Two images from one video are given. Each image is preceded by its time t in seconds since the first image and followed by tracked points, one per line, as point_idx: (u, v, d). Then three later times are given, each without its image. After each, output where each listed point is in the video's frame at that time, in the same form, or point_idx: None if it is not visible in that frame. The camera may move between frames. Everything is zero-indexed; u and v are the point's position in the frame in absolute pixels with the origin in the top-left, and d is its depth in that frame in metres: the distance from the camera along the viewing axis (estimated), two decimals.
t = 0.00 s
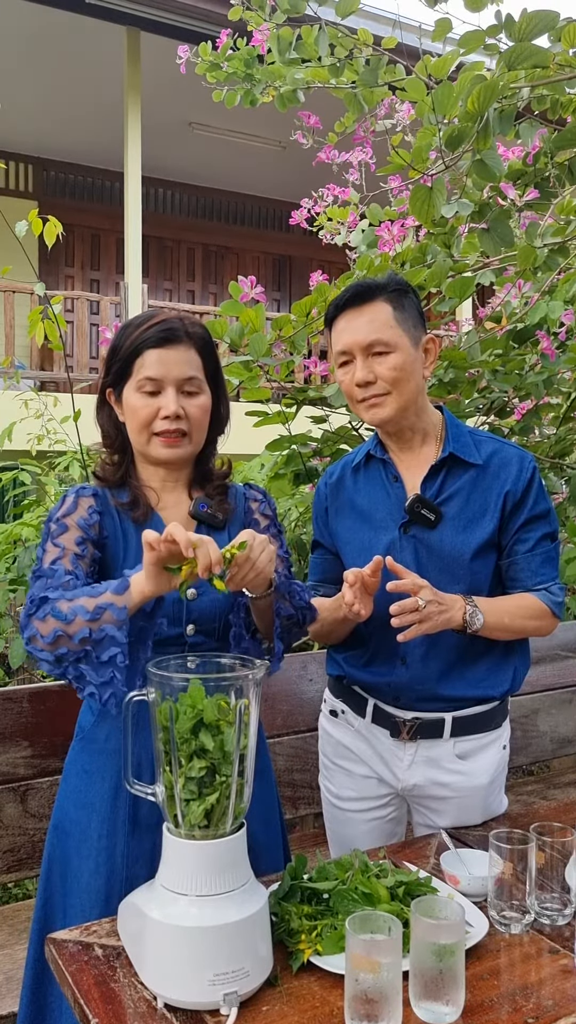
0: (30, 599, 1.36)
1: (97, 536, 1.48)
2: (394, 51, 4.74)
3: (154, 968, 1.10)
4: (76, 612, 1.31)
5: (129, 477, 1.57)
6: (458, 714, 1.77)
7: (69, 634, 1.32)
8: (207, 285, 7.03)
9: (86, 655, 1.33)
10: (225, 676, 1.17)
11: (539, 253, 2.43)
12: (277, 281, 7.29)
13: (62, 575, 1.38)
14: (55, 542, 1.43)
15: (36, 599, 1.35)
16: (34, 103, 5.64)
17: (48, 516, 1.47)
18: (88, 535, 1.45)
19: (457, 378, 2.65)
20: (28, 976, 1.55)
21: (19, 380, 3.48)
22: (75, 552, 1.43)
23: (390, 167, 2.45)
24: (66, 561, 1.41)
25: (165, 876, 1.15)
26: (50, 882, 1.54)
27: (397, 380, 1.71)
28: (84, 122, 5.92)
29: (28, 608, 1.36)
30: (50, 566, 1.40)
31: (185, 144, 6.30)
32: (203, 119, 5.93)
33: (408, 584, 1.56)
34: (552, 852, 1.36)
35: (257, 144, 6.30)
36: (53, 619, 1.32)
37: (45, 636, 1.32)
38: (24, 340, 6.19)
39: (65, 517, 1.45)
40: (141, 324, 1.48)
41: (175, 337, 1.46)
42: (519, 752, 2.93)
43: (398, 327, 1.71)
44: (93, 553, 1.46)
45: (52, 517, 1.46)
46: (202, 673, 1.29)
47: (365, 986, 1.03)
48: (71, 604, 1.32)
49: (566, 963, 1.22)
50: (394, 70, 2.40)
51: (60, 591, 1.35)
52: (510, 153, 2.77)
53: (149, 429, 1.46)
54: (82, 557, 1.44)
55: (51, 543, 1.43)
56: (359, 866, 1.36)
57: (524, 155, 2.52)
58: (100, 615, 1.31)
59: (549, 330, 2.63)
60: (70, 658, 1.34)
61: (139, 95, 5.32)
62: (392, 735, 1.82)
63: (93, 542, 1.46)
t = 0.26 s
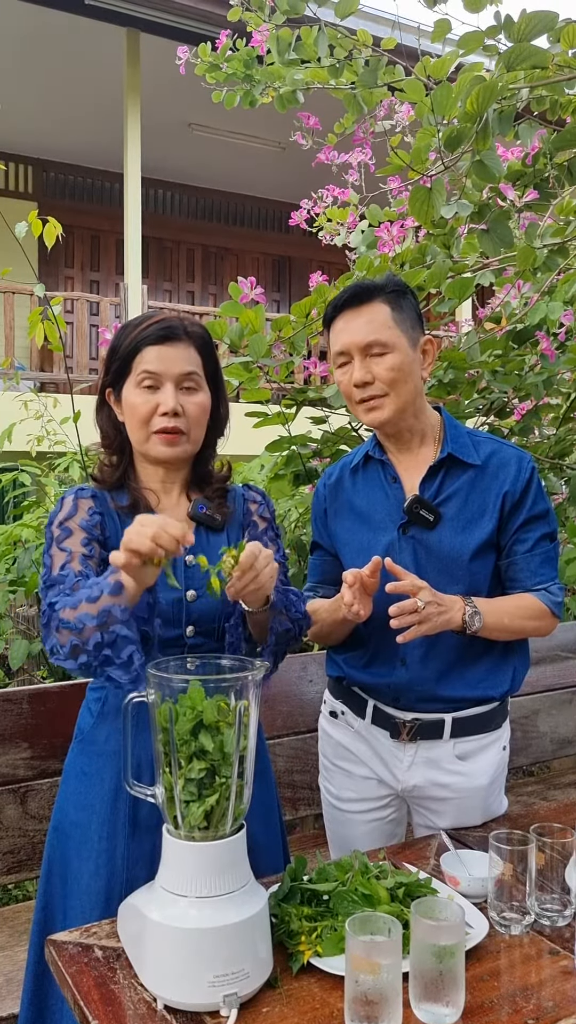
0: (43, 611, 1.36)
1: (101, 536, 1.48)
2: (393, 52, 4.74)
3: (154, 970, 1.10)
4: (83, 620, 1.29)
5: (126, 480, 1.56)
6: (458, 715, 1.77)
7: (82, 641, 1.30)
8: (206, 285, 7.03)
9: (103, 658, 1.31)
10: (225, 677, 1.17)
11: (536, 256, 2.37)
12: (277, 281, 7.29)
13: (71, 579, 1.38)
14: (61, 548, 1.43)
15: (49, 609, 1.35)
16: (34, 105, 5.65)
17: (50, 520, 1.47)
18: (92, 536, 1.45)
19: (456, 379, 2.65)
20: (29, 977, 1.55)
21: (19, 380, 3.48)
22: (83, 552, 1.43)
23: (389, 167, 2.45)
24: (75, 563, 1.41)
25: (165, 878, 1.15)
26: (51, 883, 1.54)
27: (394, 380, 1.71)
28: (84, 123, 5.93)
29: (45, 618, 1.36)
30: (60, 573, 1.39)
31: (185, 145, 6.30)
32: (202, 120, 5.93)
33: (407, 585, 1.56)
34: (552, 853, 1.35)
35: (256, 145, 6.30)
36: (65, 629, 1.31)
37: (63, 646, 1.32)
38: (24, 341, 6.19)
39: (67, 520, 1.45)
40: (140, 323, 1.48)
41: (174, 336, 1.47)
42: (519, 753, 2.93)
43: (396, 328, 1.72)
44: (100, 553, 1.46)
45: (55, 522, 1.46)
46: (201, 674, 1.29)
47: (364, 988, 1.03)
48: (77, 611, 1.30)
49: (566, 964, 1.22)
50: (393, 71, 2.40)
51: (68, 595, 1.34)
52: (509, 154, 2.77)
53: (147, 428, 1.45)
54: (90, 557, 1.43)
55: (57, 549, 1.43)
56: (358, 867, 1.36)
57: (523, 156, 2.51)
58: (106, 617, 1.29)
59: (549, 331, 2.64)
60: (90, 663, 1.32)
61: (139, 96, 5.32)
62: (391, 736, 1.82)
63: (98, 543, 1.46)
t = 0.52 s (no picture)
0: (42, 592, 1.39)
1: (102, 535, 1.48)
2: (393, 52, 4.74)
3: (153, 970, 1.10)
4: (81, 578, 1.34)
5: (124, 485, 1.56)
6: (457, 716, 1.77)
7: (80, 602, 1.35)
8: (206, 286, 7.03)
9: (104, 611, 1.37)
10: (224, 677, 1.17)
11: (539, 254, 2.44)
12: (276, 282, 7.29)
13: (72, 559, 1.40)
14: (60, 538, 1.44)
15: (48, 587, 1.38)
16: (34, 105, 5.65)
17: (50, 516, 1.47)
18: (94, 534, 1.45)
19: (456, 380, 2.65)
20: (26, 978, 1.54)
21: (19, 380, 3.48)
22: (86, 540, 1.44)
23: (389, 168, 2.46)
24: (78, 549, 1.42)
25: (164, 878, 1.15)
26: (49, 883, 1.54)
27: (396, 379, 1.71)
28: (83, 123, 5.93)
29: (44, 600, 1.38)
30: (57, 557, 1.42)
31: (184, 146, 6.30)
32: (202, 120, 5.94)
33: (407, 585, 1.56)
34: (552, 853, 1.35)
35: (256, 146, 6.30)
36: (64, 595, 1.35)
37: (63, 615, 1.35)
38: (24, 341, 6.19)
39: (70, 516, 1.45)
40: (150, 338, 1.48)
41: (182, 355, 1.46)
42: (519, 753, 2.93)
43: (397, 328, 1.72)
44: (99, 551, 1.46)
45: (56, 516, 1.46)
46: (200, 674, 1.29)
47: (363, 988, 1.02)
48: (74, 573, 1.35)
49: (565, 964, 1.22)
50: (393, 71, 2.40)
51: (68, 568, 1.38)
52: (509, 154, 2.77)
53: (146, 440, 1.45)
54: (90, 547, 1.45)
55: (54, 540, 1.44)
56: (357, 868, 1.36)
57: (523, 156, 2.51)
58: (103, 567, 1.35)
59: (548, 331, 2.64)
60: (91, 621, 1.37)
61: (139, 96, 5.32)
62: (391, 737, 1.82)
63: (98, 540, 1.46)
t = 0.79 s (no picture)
0: (28, 598, 1.37)
1: (94, 535, 1.48)
2: (393, 51, 4.75)
3: (152, 970, 1.10)
4: (69, 598, 1.31)
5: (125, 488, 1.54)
6: (456, 715, 1.77)
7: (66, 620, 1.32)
8: (206, 285, 7.03)
9: (86, 634, 1.33)
10: (222, 676, 1.17)
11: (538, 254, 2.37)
12: (276, 281, 7.28)
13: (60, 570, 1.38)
14: (53, 542, 1.42)
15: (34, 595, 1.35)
16: (33, 104, 5.64)
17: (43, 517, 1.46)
18: (85, 535, 1.45)
19: (456, 379, 2.64)
20: (23, 978, 1.54)
21: (18, 379, 3.48)
22: (74, 549, 1.42)
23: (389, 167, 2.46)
24: (65, 559, 1.40)
25: (162, 878, 1.15)
26: (44, 884, 1.53)
27: (396, 376, 1.71)
28: (83, 123, 5.92)
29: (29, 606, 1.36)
30: (48, 564, 1.40)
31: (184, 145, 6.30)
32: (201, 120, 5.94)
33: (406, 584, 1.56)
34: (551, 852, 1.35)
35: (256, 145, 6.30)
36: (49, 610, 1.32)
37: (45, 629, 1.33)
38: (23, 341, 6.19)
39: (61, 517, 1.44)
40: (164, 345, 1.44)
41: (199, 367, 1.44)
42: (518, 752, 2.93)
43: (396, 326, 1.72)
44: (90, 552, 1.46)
45: (49, 517, 1.45)
46: (199, 673, 1.29)
47: (363, 987, 1.02)
48: (63, 591, 1.32)
49: (565, 963, 1.22)
50: (393, 70, 2.40)
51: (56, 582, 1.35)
52: (509, 153, 2.77)
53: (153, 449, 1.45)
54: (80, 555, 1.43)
55: (47, 544, 1.42)
56: (356, 867, 1.36)
57: (522, 155, 2.51)
58: (92, 592, 1.30)
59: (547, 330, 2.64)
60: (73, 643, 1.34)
61: (138, 95, 5.32)
62: (390, 736, 1.82)
63: (90, 541, 1.46)
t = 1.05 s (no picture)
0: (19, 617, 1.34)
1: (91, 539, 1.46)
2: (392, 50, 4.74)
3: (151, 970, 1.10)
4: (62, 642, 1.27)
5: (132, 494, 1.52)
6: (456, 714, 1.77)
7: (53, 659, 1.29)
8: (205, 285, 7.02)
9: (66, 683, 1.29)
10: (222, 676, 1.17)
11: (537, 253, 2.37)
12: (275, 281, 7.28)
13: (51, 591, 1.36)
14: (47, 552, 1.40)
15: (26, 616, 1.33)
16: (33, 104, 5.64)
17: (40, 518, 1.44)
18: (81, 539, 1.43)
19: (455, 379, 2.65)
20: (23, 979, 1.54)
21: (17, 379, 3.48)
22: (66, 563, 1.40)
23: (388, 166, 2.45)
24: (56, 574, 1.39)
25: (162, 877, 1.15)
26: (44, 886, 1.53)
27: (395, 375, 1.71)
28: (82, 122, 5.92)
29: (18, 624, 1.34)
30: (41, 580, 1.37)
31: (184, 145, 6.30)
32: (200, 119, 5.93)
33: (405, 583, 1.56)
34: (551, 852, 1.36)
35: (255, 144, 6.30)
36: (39, 643, 1.29)
37: (30, 661, 1.29)
38: (23, 340, 6.19)
39: (58, 520, 1.42)
40: (189, 353, 1.41)
41: (224, 376, 1.42)
42: (517, 752, 2.93)
43: (394, 324, 1.72)
44: (85, 557, 1.44)
45: (45, 519, 1.43)
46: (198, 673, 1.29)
47: (362, 987, 1.02)
48: (57, 629, 1.29)
49: (564, 963, 1.22)
50: (392, 70, 2.40)
51: (48, 610, 1.33)
52: (508, 153, 2.77)
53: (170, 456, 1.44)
54: (73, 565, 1.41)
55: (41, 553, 1.40)
56: (356, 867, 1.36)
57: (522, 155, 2.51)
58: (87, 646, 1.27)
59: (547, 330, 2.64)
60: (52, 686, 1.30)
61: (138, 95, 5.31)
62: (390, 735, 1.82)
63: (86, 546, 1.44)
